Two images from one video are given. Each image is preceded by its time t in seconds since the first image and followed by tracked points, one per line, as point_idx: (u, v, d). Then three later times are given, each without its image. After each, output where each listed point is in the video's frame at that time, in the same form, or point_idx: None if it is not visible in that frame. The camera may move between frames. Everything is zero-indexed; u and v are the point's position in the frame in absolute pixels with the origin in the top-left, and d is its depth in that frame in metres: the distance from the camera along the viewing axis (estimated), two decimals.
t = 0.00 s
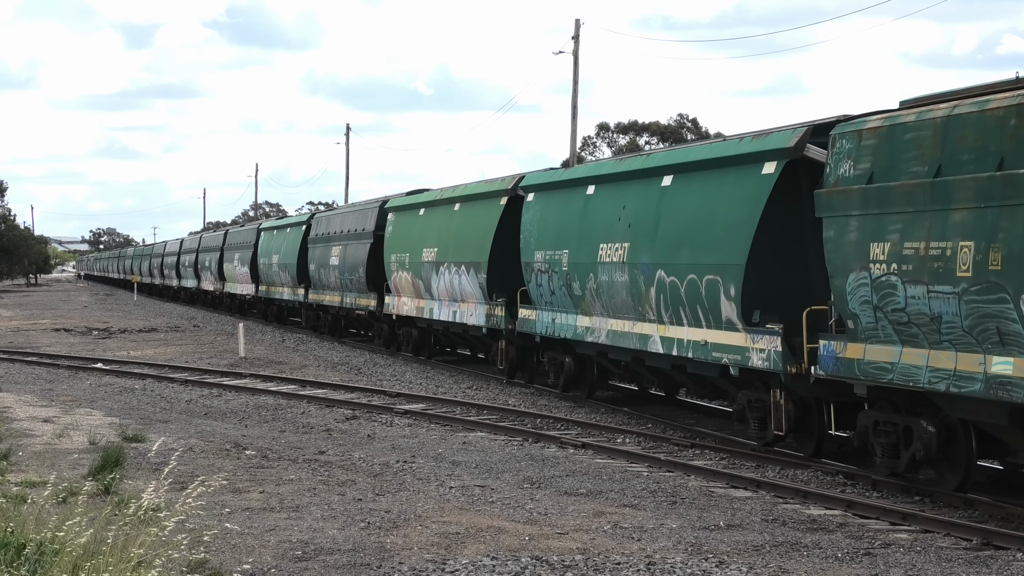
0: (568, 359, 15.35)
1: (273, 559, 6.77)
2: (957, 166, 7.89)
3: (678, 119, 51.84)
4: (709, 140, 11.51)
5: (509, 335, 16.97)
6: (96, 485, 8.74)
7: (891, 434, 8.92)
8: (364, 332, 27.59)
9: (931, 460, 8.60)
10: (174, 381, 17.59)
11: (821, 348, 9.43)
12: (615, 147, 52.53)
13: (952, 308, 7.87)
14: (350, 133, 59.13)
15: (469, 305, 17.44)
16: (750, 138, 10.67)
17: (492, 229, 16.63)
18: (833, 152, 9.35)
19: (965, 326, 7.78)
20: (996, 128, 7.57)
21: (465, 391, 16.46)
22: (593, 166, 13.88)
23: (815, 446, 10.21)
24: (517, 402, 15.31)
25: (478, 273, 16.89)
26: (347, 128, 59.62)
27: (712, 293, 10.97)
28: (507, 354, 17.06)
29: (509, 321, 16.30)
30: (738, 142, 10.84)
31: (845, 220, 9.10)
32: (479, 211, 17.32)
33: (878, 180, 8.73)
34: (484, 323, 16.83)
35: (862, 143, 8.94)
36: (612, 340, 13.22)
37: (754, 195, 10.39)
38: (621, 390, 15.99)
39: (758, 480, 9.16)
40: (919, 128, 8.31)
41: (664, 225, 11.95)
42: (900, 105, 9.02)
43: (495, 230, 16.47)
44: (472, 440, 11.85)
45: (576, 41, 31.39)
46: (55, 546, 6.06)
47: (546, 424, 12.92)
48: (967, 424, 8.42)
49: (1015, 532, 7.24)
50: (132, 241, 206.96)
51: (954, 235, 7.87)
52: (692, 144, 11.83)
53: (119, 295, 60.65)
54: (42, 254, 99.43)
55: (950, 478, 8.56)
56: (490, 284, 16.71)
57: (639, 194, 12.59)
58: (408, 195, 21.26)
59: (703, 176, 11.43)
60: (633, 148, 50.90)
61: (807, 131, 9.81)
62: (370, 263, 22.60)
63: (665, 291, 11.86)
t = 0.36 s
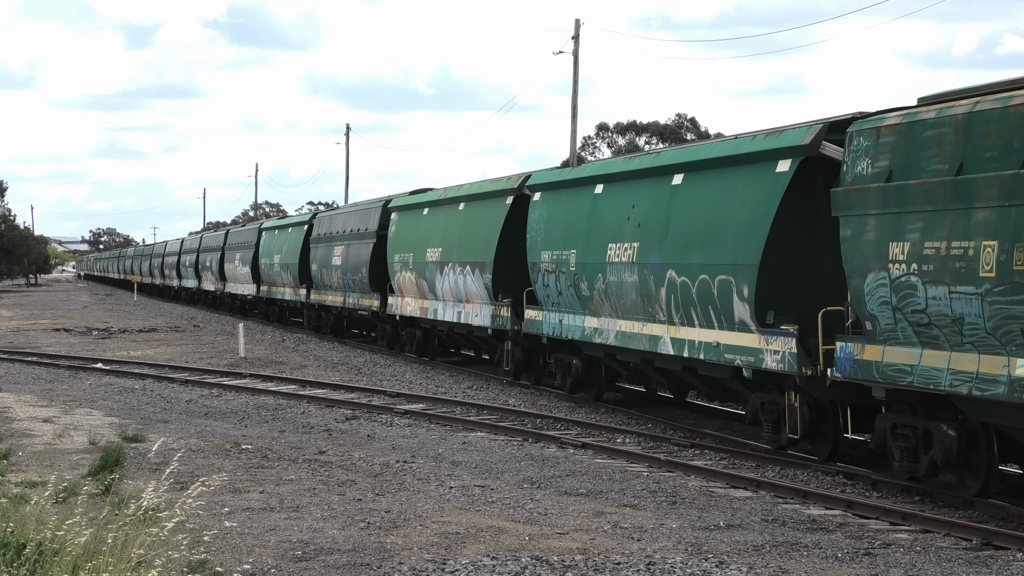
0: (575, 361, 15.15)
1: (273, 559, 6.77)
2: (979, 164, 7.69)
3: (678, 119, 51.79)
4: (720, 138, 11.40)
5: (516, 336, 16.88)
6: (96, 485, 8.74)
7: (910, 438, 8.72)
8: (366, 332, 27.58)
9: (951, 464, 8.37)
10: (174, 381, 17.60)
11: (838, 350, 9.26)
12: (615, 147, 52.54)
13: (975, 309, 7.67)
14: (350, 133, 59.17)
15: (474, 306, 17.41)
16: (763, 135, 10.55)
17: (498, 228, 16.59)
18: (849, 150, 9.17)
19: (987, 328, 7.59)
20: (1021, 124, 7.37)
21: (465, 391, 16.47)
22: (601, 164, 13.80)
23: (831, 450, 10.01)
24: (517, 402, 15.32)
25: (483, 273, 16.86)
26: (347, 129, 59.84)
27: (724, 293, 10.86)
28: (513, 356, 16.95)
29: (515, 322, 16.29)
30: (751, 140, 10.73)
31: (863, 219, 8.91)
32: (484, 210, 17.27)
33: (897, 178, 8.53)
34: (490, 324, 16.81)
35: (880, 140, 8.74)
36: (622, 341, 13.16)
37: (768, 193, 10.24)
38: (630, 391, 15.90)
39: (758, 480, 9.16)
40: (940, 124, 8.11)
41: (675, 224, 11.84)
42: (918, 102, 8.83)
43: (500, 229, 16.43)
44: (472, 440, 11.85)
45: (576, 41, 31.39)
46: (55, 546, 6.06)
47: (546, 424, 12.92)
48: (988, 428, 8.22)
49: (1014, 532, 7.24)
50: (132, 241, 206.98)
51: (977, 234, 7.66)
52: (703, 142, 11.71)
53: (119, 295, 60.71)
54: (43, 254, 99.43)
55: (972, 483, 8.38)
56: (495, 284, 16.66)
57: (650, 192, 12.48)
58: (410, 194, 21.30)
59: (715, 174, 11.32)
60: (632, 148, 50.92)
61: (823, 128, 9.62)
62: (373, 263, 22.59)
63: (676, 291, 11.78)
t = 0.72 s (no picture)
0: (583, 362, 14.94)
1: (273, 559, 6.77)
2: (1003, 161, 7.46)
3: (678, 120, 51.70)
4: (732, 136, 11.25)
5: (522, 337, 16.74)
6: (96, 485, 8.74)
7: (930, 441, 8.49)
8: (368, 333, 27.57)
9: (972, 468, 8.14)
10: (174, 381, 17.60)
11: (855, 352, 9.04)
12: (615, 147, 52.55)
13: (999, 311, 7.44)
14: (350, 133, 59.12)
15: (479, 306, 17.34)
16: (777, 132, 10.39)
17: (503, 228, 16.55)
18: (866, 147, 8.92)
19: (1011, 329, 7.37)
20: None
21: (465, 391, 16.47)
22: (609, 164, 13.68)
23: (846, 454, 9.86)
24: (517, 402, 15.32)
25: (488, 274, 16.83)
26: (346, 129, 60.05)
27: (737, 293, 10.69)
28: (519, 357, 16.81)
29: (520, 322, 16.18)
30: (764, 137, 10.57)
31: (881, 218, 8.64)
32: (489, 209, 17.23)
33: (916, 176, 8.27)
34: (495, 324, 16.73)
35: (898, 138, 8.50)
36: (631, 342, 13.00)
37: (784, 191, 10.08)
38: (639, 394, 15.69)
39: (758, 479, 9.16)
40: (960, 121, 7.88)
41: (686, 223, 11.69)
42: (937, 99, 8.59)
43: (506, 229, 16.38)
44: (472, 440, 11.84)
45: (576, 41, 31.39)
46: (55, 546, 6.06)
47: (546, 424, 12.92)
48: (1010, 432, 8.02)
49: (1015, 532, 7.24)
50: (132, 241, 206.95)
51: (1000, 233, 7.41)
52: (714, 140, 11.57)
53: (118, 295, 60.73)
54: (42, 254, 99.41)
55: (993, 488, 8.17)
56: (500, 285, 16.64)
57: (659, 191, 12.34)
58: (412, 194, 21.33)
59: (727, 172, 11.16)
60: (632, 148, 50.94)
61: (840, 124, 9.44)
62: (376, 263, 22.58)
63: (686, 292, 11.60)
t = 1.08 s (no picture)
0: (589, 364, 14.80)
1: (273, 559, 6.77)
2: None
3: (677, 120, 51.65)
4: (745, 133, 11.04)
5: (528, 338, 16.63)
6: (95, 485, 8.74)
7: (950, 446, 8.28)
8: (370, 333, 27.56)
9: (994, 473, 7.91)
10: (174, 381, 17.60)
11: (872, 354, 8.87)
12: (614, 147, 52.55)
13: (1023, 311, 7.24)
14: (350, 133, 59.15)
15: (484, 307, 17.30)
16: (791, 130, 10.17)
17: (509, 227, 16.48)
18: (884, 145, 8.74)
19: None
20: None
21: (465, 391, 16.47)
22: (618, 162, 13.53)
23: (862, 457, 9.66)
24: (517, 402, 15.31)
25: (494, 274, 16.77)
26: (346, 129, 60.11)
27: (751, 294, 10.51)
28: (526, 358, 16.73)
29: (527, 323, 16.11)
30: (778, 135, 10.35)
31: (899, 217, 8.44)
32: (495, 209, 17.17)
33: (936, 174, 8.10)
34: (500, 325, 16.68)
35: (918, 135, 8.32)
36: (640, 343, 12.84)
37: (797, 190, 9.90)
38: (647, 396, 15.54)
39: (758, 479, 9.16)
40: (982, 118, 7.70)
41: (698, 223, 11.52)
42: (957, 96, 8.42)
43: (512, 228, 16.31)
44: (472, 440, 11.84)
45: (576, 41, 31.40)
46: (55, 546, 6.06)
47: (546, 424, 12.92)
48: None
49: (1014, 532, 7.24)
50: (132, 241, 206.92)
51: None
52: (725, 138, 11.40)
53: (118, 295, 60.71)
54: (42, 254, 99.35)
55: (1015, 493, 7.93)
56: (506, 285, 16.56)
57: (670, 190, 12.18)
58: (416, 194, 21.29)
59: (740, 170, 10.97)
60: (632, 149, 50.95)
61: (856, 121, 9.27)
62: (380, 263, 22.58)
63: (697, 292, 11.45)
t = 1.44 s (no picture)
0: (597, 365, 14.57)
1: (273, 559, 6.77)
2: None
3: (677, 120, 51.65)
4: (758, 131, 10.81)
5: (534, 338, 16.43)
6: (95, 485, 8.74)
7: (970, 450, 8.08)
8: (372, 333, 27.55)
9: (1015, 479, 7.72)
10: (174, 381, 17.61)
11: (889, 356, 8.63)
12: (615, 147, 52.57)
13: None
14: (350, 133, 59.22)
15: (489, 307, 17.22)
16: (806, 127, 9.94)
17: (515, 226, 16.38)
18: (901, 143, 8.51)
19: None
20: None
21: (465, 391, 16.47)
22: (626, 160, 13.32)
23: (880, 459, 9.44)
24: (517, 402, 15.32)
25: (500, 274, 16.69)
26: (347, 128, 60.20)
27: (764, 294, 10.27)
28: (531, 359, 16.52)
29: (533, 324, 16.01)
30: (793, 132, 10.12)
31: (918, 216, 8.23)
32: (501, 208, 17.07)
33: (957, 172, 7.87)
34: (506, 326, 16.59)
35: (937, 132, 8.08)
36: (649, 344, 12.61)
37: (813, 188, 9.66)
38: (655, 397, 15.37)
39: (758, 480, 9.16)
40: (1004, 115, 7.46)
41: (709, 222, 11.29)
42: (976, 91, 8.18)
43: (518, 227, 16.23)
44: (472, 441, 11.84)
45: (576, 41, 31.39)
46: (55, 546, 6.06)
47: (546, 424, 12.92)
48: None
49: (1015, 532, 7.24)
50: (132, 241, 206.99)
51: None
52: (738, 135, 11.18)
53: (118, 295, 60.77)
54: (43, 254, 99.35)
55: None
56: (511, 285, 16.47)
57: (680, 189, 11.97)
58: (419, 193, 21.24)
59: (753, 169, 10.74)
60: (632, 149, 50.99)
61: (873, 118, 8.98)
62: (382, 263, 22.56)
63: (709, 292, 11.22)
